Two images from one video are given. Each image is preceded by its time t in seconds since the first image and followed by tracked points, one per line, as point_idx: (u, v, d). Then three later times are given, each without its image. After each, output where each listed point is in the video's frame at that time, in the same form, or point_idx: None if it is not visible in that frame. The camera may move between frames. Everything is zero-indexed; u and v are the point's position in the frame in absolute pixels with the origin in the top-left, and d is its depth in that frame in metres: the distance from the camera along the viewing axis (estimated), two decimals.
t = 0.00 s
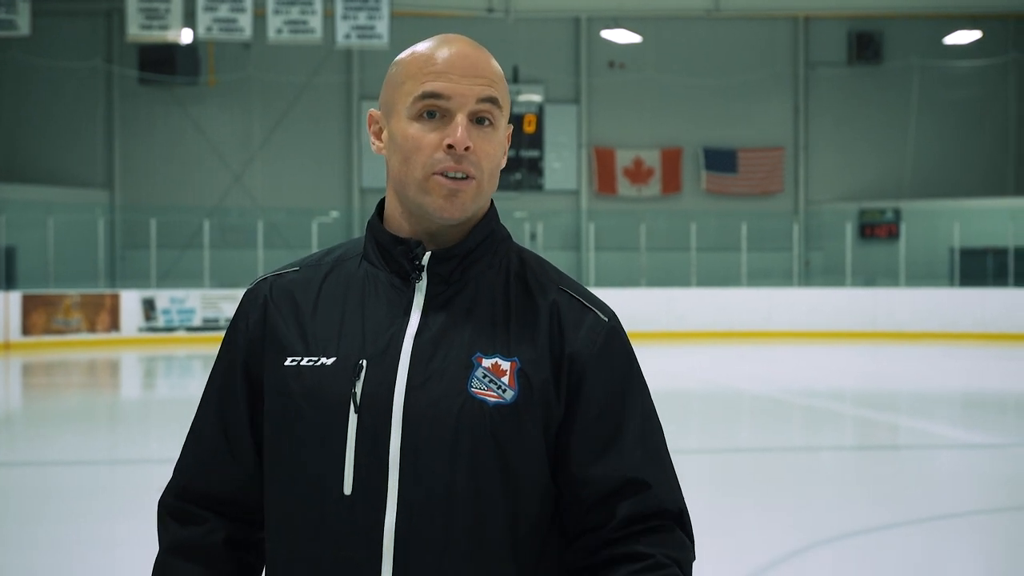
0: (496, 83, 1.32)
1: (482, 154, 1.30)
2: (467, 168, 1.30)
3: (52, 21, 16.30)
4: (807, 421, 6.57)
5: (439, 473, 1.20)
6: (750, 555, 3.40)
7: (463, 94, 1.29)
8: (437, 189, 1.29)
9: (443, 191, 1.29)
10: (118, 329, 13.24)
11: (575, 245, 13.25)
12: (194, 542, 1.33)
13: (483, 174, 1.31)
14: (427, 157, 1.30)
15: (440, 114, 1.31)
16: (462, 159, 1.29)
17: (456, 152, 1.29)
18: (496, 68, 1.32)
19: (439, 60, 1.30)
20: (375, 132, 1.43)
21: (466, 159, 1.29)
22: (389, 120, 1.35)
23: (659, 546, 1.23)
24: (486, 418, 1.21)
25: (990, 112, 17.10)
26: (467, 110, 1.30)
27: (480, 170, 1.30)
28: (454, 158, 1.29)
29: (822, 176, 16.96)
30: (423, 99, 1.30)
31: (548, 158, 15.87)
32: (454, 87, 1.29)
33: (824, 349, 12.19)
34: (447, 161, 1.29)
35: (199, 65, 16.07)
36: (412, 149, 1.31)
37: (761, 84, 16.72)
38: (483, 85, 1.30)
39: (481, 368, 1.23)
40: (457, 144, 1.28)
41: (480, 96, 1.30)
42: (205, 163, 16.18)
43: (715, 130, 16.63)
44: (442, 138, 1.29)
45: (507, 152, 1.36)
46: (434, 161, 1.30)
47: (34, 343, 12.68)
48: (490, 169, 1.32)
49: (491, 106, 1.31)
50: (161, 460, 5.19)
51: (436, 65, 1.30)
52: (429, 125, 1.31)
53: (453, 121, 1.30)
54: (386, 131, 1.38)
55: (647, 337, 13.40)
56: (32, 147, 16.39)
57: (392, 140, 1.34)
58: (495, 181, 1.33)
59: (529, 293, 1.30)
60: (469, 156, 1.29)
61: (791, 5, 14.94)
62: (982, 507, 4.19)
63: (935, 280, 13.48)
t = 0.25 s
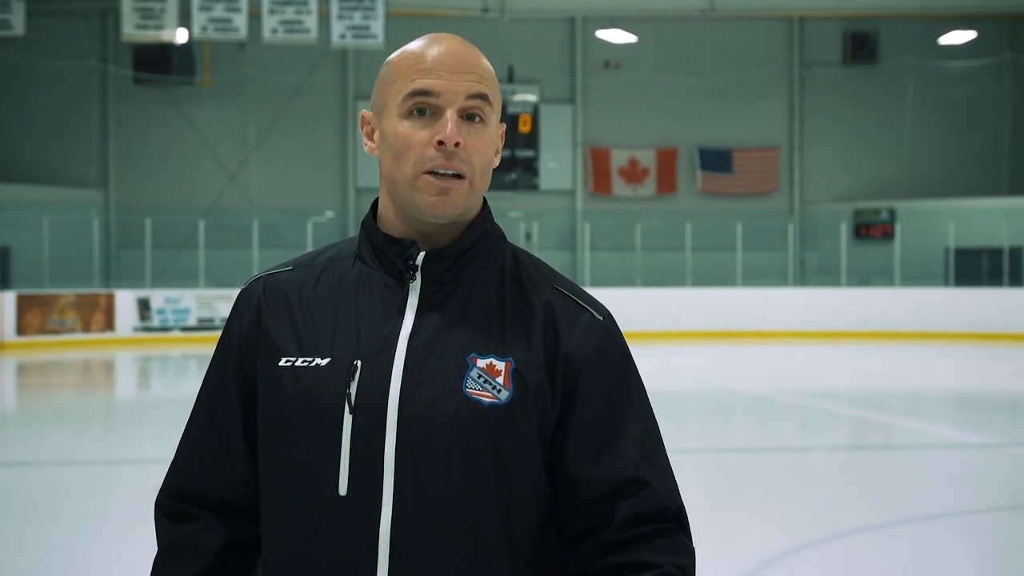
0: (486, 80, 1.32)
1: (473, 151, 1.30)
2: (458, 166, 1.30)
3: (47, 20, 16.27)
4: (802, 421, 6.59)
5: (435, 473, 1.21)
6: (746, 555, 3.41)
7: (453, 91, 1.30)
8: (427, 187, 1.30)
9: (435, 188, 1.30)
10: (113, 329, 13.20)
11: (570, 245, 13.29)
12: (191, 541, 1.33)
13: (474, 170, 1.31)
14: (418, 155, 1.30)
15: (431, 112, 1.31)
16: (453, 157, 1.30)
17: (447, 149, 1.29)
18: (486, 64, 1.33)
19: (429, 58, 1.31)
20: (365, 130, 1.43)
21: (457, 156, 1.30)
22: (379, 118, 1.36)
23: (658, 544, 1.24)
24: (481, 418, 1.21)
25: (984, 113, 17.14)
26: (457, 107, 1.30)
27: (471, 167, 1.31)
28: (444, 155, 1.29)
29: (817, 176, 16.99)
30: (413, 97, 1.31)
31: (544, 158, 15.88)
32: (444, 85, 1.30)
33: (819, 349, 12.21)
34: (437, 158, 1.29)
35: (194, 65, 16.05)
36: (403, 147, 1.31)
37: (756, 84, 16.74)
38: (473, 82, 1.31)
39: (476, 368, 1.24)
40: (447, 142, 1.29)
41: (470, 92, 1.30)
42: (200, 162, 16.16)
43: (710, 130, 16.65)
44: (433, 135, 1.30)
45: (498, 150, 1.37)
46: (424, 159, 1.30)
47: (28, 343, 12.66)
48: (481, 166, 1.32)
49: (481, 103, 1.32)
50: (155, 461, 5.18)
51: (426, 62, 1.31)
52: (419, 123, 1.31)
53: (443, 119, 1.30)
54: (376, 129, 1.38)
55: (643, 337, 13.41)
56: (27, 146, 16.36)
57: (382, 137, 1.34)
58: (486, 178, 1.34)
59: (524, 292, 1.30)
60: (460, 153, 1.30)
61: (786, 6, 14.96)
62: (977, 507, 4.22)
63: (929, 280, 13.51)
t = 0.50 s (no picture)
0: (478, 79, 1.33)
1: (465, 151, 1.31)
2: (451, 166, 1.31)
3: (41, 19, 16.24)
4: (798, 420, 6.59)
5: (431, 473, 1.21)
6: (742, 554, 3.41)
7: (444, 92, 1.30)
8: (420, 187, 1.30)
9: (427, 188, 1.30)
10: (107, 328, 13.16)
11: (565, 245, 13.35)
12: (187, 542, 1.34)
13: (467, 170, 1.31)
14: (411, 156, 1.31)
15: (423, 112, 1.32)
16: (446, 157, 1.30)
17: (439, 150, 1.30)
18: (478, 64, 1.33)
19: (421, 57, 1.31)
20: (358, 130, 1.44)
21: (449, 156, 1.30)
22: (372, 118, 1.36)
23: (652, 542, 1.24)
24: (476, 417, 1.22)
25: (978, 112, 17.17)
26: (449, 108, 1.31)
27: (463, 167, 1.31)
28: (437, 155, 1.30)
29: (812, 175, 17.01)
30: (405, 98, 1.32)
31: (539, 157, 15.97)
32: (436, 85, 1.30)
33: (814, 348, 12.23)
34: (430, 159, 1.30)
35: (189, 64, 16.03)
36: (396, 148, 1.32)
37: (750, 83, 16.77)
38: (464, 82, 1.31)
39: (470, 367, 1.24)
40: (439, 142, 1.29)
41: (461, 92, 1.31)
42: (194, 161, 16.14)
43: (704, 129, 16.68)
44: (425, 136, 1.30)
45: (491, 149, 1.38)
46: (417, 160, 1.31)
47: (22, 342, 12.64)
48: (474, 165, 1.33)
49: (473, 102, 1.32)
50: (150, 460, 5.17)
51: (417, 62, 1.31)
52: (411, 123, 1.32)
53: (435, 119, 1.31)
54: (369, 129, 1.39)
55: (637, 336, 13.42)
56: (21, 145, 16.33)
57: (375, 137, 1.35)
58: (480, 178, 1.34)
59: (518, 291, 1.30)
60: (453, 153, 1.30)
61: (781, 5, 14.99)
62: (971, 505, 4.23)
63: (924, 279, 13.52)
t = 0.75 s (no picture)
0: (480, 82, 1.33)
1: (465, 154, 1.32)
2: (451, 168, 1.32)
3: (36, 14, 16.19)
4: (793, 416, 6.60)
5: (424, 467, 1.22)
6: (734, 550, 3.42)
7: (447, 93, 1.31)
8: (420, 188, 1.31)
9: (427, 187, 1.31)
10: (102, 323, 13.06)
11: (560, 240, 13.44)
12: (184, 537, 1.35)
13: (465, 171, 1.33)
14: (411, 156, 1.32)
15: (425, 112, 1.32)
16: (446, 160, 1.31)
17: (440, 152, 1.31)
18: (481, 65, 1.34)
19: (424, 56, 1.32)
20: (357, 124, 1.44)
21: (449, 159, 1.31)
22: (372, 115, 1.37)
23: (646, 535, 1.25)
24: (468, 412, 1.23)
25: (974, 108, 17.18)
26: (452, 109, 1.32)
27: (462, 168, 1.32)
28: (437, 157, 1.31)
29: (807, 171, 17.04)
30: (408, 97, 1.32)
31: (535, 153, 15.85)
32: (439, 87, 1.31)
33: (809, 344, 12.26)
34: (431, 161, 1.31)
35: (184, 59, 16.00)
36: (396, 147, 1.33)
37: (746, 79, 16.78)
38: (468, 85, 1.32)
39: (463, 362, 1.25)
40: (440, 145, 1.30)
41: (465, 95, 1.32)
42: (189, 157, 16.11)
43: (700, 125, 16.70)
44: (426, 137, 1.32)
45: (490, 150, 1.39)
46: (417, 161, 1.32)
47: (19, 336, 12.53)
48: (472, 166, 1.34)
49: (475, 105, 1.33)
50: (146, 456, 5.16)
51: (421, 61, 1.32)
52: (413, 123, 1.33)
53: (438, 121, 1.32)
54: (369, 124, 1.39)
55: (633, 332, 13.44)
56: (16, 141, 16.29)
57: (375, 134, 1.36)
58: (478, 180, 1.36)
59: (511, 286, 1.31)
60: (453, 156, 1.31)
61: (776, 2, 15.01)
62: (963, 501, 4.25)
63: (920, 274, 13.52)
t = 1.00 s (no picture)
0: (486, 82, 1.34)
1: (469, 154, 1.33)
2: (454, 168, 1.32)
3: (34, 13, 16.17)
4: (793, 415, 6.59)
5: (422, 467, 1.22)
6: (733, 550, 3.41)
7: (453, 92, 1.31)
8: (423, 188, 1.32)
9: (430, 188, 1.31)
10: (101, 323, 13.09)
11: (559, 239, 13.45)
12: (184, 535, 1.35)
13: (469, 171, 1.33)
14: (415, 155, 1.32)
15: (430, 111, 1.33)
16: (450, 159, 1.32)
17: (444, 151, 1.31)
18: (487, 66, 1.34)
19: (430, 55, 1.32)
20: (361, 121, 1.45)
21: (453, 158, 1.32)
22: (377, 112, 1.37)
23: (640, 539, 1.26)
24: (467, 413, 1.23)
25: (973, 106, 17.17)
26: (457, 109, 1.32)
27: (465, 168, 1.33)
28: (441, 157, 1.31)
29: (806, 171, 17.04)
30: (414, 96, 1.32)
31: (534, 152, 15.82)
32: (445, 85, 1.31)
33: (807, 343, 12.26)
34: (434, 160, 1.31)
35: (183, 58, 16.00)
36: (400, 144, 1.33)
37: (744, 78, 16.79)
38: (474, 84, 1.32)
39: (461, 363, 1.25)
40: (445, 144, 1.31)
41: (470, 94, 1.32)
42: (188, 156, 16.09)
43: (698, 124, 16.71)
44: (431, 136, 1.32)
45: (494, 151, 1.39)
46: (421, 160, 1.32)
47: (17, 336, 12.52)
48: (476, 166, 1.34)
49: (480, 105, 1.34)
50: (144, 456, 5.16)
51: (426, 59, 1.32)
52: (418, 121, 1.33)
53: (443, 120, 1.32)
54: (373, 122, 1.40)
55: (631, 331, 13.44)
56: (14, 140, 16.27)
57: (379, 132, 1.36)
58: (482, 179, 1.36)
59: (510, 287, 1.32)
60: (457, 155, 1.32)
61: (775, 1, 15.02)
62: (962, 501, 4.24)
63: (918, 273, 13.53)
